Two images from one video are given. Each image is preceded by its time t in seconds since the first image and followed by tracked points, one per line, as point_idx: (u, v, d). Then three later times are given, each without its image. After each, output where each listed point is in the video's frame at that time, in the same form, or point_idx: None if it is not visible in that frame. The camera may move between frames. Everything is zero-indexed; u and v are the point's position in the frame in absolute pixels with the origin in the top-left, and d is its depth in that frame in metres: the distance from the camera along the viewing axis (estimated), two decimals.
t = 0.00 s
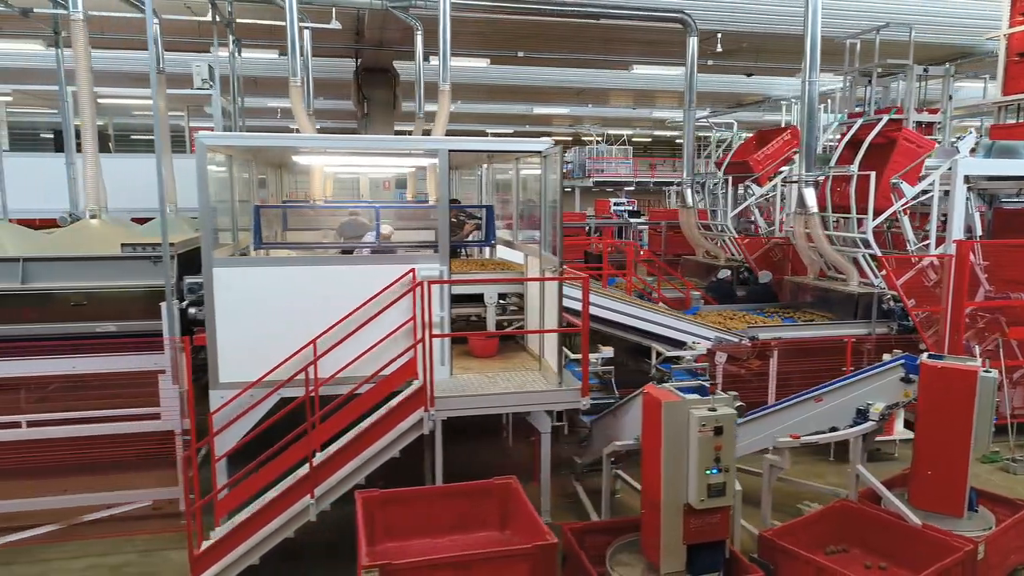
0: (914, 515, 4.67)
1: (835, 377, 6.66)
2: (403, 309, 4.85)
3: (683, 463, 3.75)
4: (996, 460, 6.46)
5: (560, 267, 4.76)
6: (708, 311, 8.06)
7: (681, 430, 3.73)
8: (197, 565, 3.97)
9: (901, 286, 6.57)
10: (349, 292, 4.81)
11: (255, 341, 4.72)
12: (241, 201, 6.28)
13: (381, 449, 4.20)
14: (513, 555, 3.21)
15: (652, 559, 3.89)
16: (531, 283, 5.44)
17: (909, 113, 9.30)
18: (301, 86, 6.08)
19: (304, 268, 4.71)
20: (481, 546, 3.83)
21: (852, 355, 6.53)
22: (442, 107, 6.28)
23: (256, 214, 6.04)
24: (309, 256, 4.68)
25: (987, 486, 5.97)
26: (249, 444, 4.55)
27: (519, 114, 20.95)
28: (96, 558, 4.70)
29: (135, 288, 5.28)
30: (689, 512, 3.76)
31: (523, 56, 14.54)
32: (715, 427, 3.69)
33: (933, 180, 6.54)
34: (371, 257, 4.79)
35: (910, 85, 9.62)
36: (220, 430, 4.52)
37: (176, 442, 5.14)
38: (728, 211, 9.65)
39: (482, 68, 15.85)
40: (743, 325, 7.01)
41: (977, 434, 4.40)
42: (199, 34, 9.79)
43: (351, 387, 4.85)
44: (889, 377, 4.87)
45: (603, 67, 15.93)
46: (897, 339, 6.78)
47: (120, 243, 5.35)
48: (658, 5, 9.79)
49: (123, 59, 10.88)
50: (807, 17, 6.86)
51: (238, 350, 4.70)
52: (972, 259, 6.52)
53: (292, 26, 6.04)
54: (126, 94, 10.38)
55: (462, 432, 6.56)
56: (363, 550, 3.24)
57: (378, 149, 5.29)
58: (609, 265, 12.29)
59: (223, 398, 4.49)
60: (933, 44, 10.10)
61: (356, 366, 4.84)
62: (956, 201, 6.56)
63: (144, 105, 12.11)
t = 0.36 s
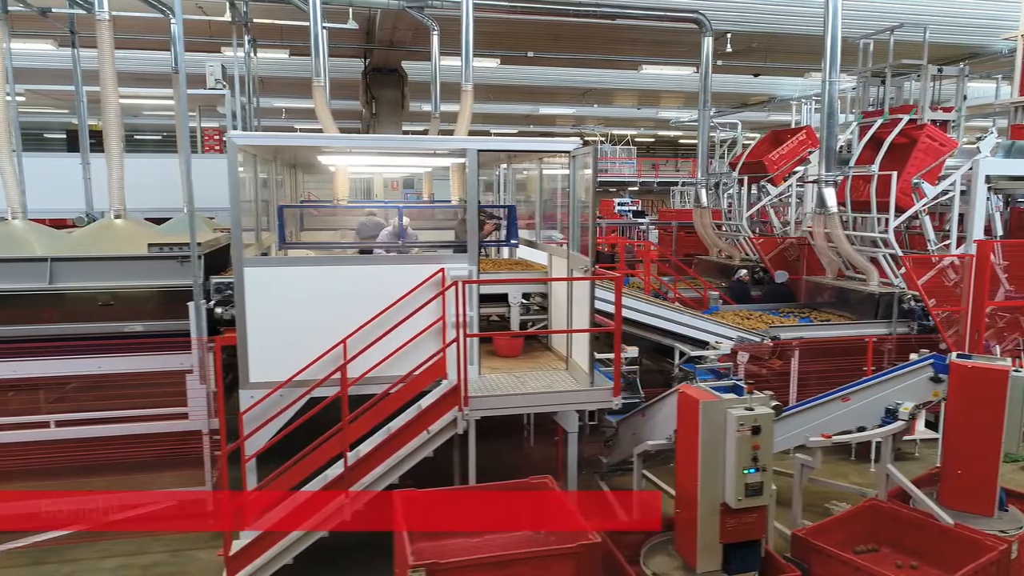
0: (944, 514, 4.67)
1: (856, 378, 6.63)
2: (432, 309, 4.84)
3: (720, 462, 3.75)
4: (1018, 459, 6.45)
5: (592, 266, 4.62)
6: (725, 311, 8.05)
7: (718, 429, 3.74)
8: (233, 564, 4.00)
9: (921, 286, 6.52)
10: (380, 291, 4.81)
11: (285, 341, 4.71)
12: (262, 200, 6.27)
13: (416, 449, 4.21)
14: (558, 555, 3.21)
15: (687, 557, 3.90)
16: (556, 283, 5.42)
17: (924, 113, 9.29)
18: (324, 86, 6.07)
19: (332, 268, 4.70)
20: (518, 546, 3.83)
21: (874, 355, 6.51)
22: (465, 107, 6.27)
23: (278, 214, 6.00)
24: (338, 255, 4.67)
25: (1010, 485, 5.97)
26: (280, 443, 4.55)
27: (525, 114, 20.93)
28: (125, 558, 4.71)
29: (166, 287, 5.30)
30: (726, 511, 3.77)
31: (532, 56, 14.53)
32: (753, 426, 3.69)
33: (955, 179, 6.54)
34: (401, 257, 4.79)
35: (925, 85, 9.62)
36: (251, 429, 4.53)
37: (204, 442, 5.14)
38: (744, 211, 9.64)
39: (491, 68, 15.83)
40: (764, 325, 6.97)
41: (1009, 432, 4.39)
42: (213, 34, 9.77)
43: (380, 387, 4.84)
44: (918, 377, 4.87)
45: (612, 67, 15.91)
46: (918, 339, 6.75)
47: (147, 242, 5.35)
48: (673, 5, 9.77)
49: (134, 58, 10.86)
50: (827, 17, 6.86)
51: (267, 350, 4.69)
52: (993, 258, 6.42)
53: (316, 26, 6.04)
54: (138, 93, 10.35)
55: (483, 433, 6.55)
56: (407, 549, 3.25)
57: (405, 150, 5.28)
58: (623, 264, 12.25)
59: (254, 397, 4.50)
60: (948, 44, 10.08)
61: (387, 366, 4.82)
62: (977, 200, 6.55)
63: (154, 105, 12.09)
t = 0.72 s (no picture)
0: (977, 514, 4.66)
1: (878, 377, 6.63)
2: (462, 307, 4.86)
3: (759, 462, 3.75)
4: None
5: (625, 266, 4.61)
6: (743, 310, 8.04)
7: (757, 428, 3.74)
8: (268, 565, 4.00)
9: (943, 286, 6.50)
10: (411, 290, 4.81)
11: (315, 341, 4.72)
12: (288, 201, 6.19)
13: (451, 448, 4.21)
14: (603, 554, 3.21)
15: (725, 557, 3.90)
16: (583, 283, 5.42)
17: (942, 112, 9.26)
18: (348, 86, 6.07)
19: (362, 268, 4.72)
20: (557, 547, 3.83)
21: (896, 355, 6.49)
22: (487, 107, 6.27)
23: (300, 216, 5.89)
24: (369, 255, 4.68)
25: None
26: (311, 443, 4.55)
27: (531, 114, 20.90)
28: (154, 558, 4.71)
29: (194, 286, 5.28)
30: (765, 511, 3.77)
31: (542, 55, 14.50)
32: (792, 426, 3.70)
33: (977, 178, 6.54)
34: (430, 257, 4.79)
35: (940, 85, 9.60)
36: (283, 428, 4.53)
37: (233, 441, 5.15)
38: (760, 210, 9.64)
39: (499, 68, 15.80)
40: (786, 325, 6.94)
41: None
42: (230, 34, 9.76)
43: (409, 387, 4.84)
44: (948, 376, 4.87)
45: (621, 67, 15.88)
46: (940, 339, 6.74)
47: (176, 242, 5.35)
48: (689, 5, 9.74)
49: (145, 58, 10.83)
50: (849, 17, 6.86)
51: (298, 350, 4.70)
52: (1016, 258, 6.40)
53: (340, 26, 6.04)
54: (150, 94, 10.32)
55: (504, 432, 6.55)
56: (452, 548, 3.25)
57: (433, 149, 5.30)
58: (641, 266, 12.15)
59: (286, 396, 4.50)
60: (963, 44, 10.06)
61: (417, 366, 4.83)
62: (999, 200, 6.54)
63: (164, 105, 12.06)
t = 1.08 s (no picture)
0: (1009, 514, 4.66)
1: (900, 377, 6.63)
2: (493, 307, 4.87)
3: (799, 462, 3.76)
4: None
5: (658, 266, 4.61)
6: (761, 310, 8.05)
7: (796, 428, 3.75)
8: (306, 565, 4.00)
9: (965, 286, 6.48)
10: (442, 290, 4.83)
11: (346, 340, 4.73)
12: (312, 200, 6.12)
13: (487, 448, 4.23)
14: (648, 554, 3.22)
15: (762, 557, 3.90)
16: (610, 283, 5.45)
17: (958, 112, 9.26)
18: (373, 86, 6.08)
19: (394, 268, 4.73)
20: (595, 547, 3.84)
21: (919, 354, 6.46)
22: (511, 107, 6.27)
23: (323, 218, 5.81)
24: (401, 255, 4.70)
25: None
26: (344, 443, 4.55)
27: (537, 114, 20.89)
28: (185, 558, 4.72)
29: (224, 286, 5.31)
30: (803, 511, 3.77)
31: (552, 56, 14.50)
32: (832, 426, 3.71)
33: (999, 178, 6.54)
34: (461, 257, 4.81)
35: (956, 85, 9.59)
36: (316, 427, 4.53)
37: (261, 441, 5.16)
38: (776, 210, 9.65)
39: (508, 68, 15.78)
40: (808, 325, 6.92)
41: None
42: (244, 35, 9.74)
43: (440, 387, 4.85)
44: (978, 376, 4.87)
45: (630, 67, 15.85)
46: (961, 338, 6.73)
47: (205, 241, 5.38)
48: (704, 6, 9.74)
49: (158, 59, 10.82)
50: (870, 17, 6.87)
51: (330, 349, 4.70)
52: None
53: (364, 27, 6.07)
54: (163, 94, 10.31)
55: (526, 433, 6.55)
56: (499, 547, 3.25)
57: (460, 149, 5.30)
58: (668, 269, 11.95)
59: (319, 395, 4.50)
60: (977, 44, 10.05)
61: (447, 365, 4.83)
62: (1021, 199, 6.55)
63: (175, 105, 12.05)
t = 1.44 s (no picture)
0: None
1: (922, 377, 6.62)
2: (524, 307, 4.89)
3: (839, 461, 3.76)
4: None
5: (692, 266, 4.61)
6: (782, 309, 8.04)
7: (835, 428, 3.76)
8: (343, 565, 3.99)
9: (987, 286, 6.43)
10: (475, 289, 4.84)
11: (379, 339, 4.74)
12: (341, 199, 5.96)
13: (523, 448, 4.25)
14: (696, 553, 3.23)
15: (801, 557, 3.90)
16: (637, 283, 5.46)
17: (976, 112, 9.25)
18: (398, 86, 6.09)
19: (427, 268, 4.75)
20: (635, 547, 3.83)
21: (941, 354, 6.42)
22: (535, 107, 6.27)
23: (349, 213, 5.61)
24: (433, 255, 4.71)
25: None
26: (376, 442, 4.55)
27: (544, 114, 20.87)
28: (217, 558, 4.72)
29: (254, 286, 5.33)
30: (843, 510, 3.77)
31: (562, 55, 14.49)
32: (872, 426, 3.71)
33: None
34: (493, 257, 4.82)
35: (973, 85, 9.57)
36: (348, 426, 4.53)
37: (290, 440, 5.15)
38: (792, 210, 9.67)
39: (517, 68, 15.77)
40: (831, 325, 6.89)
41: None
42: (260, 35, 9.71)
43: (472, 387, 4.85)
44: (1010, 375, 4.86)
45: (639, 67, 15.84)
46: (984, 338, 6.70)
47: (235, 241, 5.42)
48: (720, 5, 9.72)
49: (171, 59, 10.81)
50: (893, 17, 6.88)
51: (362, 348, 4.71)
52: None
53: (390, 28, 6.11)
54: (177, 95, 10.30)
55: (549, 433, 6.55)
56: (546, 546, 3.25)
57: (490, 149, 5.30)
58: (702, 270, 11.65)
59: (352, 395, 4.50)
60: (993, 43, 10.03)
61: (479, 365, 4.84)
62: None
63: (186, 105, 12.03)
